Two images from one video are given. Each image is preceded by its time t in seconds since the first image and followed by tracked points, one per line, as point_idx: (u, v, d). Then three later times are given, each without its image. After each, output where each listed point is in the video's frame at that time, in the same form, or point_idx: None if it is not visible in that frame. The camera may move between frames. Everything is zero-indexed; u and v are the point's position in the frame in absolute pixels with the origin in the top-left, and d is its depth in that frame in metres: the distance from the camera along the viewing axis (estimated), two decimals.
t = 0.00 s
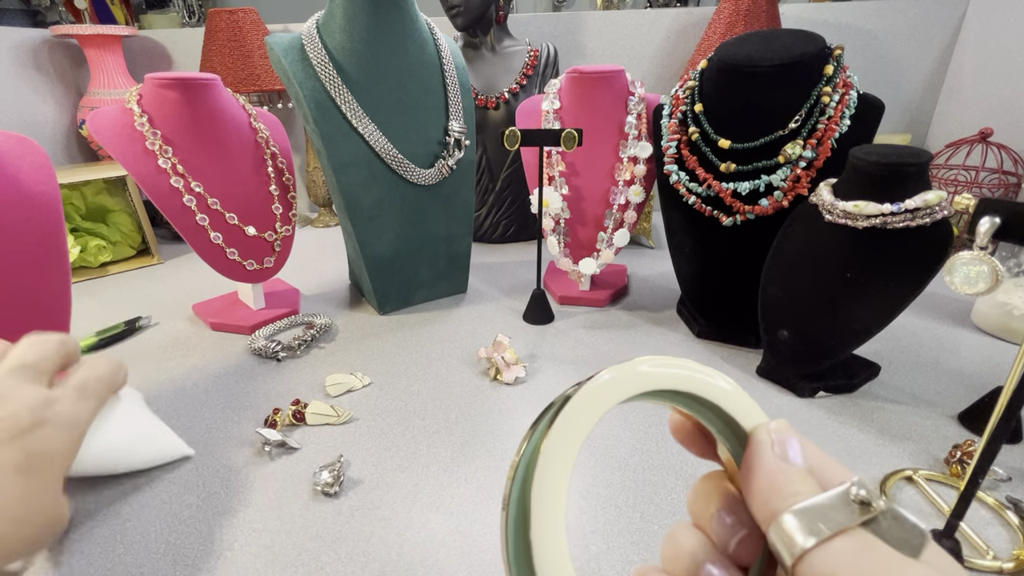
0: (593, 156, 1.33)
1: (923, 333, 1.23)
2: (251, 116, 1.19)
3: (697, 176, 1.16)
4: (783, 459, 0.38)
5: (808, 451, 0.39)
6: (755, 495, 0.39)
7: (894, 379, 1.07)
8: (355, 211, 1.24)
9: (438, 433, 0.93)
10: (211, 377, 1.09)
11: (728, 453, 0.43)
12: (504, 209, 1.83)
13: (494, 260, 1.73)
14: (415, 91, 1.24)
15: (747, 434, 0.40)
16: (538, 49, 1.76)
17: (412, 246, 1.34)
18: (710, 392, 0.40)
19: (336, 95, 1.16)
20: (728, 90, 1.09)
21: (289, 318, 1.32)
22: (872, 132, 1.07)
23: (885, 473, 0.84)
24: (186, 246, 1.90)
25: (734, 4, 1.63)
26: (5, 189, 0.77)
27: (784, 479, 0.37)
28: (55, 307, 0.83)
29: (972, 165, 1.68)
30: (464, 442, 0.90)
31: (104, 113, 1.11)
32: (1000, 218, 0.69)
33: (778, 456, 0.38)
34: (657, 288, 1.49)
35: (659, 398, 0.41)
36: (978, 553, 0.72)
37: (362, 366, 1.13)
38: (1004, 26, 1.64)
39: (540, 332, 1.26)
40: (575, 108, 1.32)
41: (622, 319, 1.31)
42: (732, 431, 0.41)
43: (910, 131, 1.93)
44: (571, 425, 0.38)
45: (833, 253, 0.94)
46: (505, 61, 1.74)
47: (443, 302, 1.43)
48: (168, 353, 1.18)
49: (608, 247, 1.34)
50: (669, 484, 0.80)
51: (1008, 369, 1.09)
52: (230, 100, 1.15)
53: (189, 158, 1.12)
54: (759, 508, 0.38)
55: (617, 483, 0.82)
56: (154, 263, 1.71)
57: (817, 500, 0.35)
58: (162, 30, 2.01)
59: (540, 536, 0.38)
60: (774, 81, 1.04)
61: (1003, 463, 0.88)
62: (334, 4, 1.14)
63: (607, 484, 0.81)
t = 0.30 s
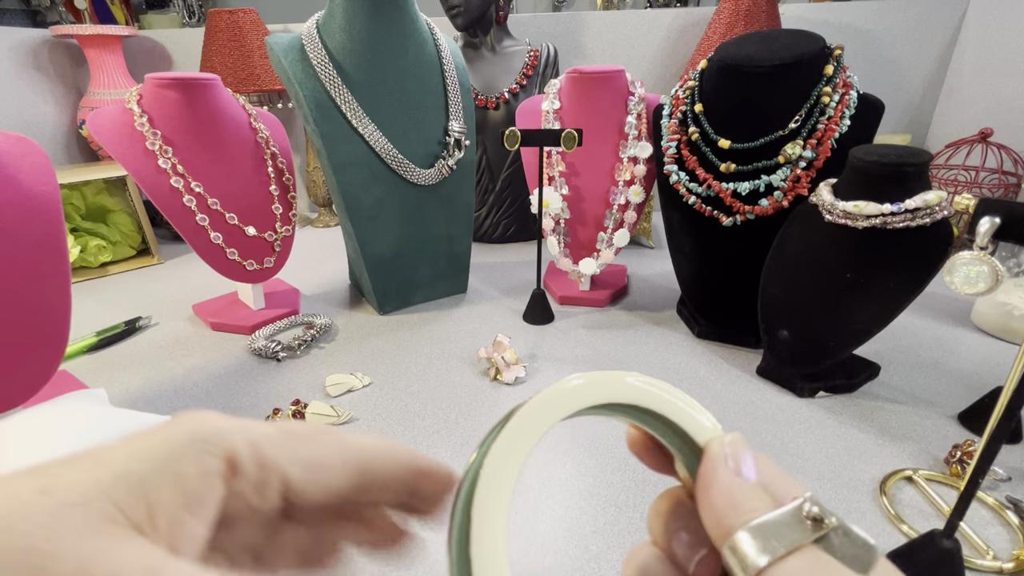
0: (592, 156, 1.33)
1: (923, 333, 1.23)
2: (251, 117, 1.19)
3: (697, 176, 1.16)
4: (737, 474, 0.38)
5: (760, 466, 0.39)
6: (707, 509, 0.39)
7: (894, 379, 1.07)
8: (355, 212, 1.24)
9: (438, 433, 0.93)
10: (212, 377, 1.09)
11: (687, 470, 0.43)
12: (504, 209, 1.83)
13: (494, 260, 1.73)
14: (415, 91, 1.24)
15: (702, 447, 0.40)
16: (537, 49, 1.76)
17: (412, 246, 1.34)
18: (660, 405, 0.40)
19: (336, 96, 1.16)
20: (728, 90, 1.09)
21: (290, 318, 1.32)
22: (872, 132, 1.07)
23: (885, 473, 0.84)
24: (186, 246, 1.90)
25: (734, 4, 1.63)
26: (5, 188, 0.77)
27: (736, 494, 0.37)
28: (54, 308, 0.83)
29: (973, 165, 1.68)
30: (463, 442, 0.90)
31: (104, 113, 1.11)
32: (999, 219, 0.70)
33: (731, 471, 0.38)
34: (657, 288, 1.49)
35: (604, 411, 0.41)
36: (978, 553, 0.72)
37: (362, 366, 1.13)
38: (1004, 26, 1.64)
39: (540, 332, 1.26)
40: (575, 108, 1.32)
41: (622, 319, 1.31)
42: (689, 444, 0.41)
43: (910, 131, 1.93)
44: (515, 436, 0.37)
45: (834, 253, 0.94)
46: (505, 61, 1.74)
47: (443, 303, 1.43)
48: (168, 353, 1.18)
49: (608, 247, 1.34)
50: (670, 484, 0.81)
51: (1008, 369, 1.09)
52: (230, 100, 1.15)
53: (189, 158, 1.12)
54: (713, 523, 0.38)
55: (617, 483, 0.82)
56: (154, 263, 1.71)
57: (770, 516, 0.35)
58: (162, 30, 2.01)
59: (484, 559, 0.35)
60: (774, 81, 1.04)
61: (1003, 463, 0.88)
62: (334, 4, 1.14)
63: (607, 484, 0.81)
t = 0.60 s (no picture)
0: (593, 156, 1.33)
1: (923, 333, 1.23)
2: (251, 116, 1.19)
3: (697, 176, 1.16)
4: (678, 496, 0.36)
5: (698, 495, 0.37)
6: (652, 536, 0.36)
7: (894, 379, 1.07)
8: (355, 211, 1.24)
9: (437, 433, 0.93)
10: (211, 377, 1.09)
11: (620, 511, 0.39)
12: (504, 208, 1.83)
13: (494, 260, 1.73)
14: (415, 91, 1.24)
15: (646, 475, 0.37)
16: (538, 49, 1.75)
17: (412, 246, 1.34)
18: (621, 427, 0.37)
19: (336, 95, 1.16)
20: (728, 90, 1.09)
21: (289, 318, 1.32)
22: (872, 132, 1.07)
23: (885, 473, 0.84)
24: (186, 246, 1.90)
25: (734, 4, 1.63)
26: (4, 188, 0.77)
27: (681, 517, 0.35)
28: (54, 307, 0.83)
29: (973, 165, 1.68)
30: (463, 442, 0.90)
31: (104, 113, 1.11)
32: (999, 219, 0.70)
33: (674, 493, 0.36)
34: (657, 288, 1.49)
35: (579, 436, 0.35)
36: (978, 553, 0.72)
37: (361, 366, 1.13)
38: (1004, 26, 1.64)
39: (540, 332, 1.26)
40: (575, 108, 1.32)
41: (622, 319, 1.31)
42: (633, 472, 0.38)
43: (910, 131, 1.93)
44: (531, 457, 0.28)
45: (834, 254, 0.94)
46: (505, 61, 1.74)
47: (443, 302, 1.43)
48: (168, 353, 1.18)
49: (608, 247, 1.34)
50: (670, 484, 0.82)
51: (1008, 369, 1.09)
52: (230, 100, 1.15)
53: (189, 158, 1.12)
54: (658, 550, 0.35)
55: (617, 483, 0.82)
56: (154, 263, 1.71)
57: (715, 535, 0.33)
58: (162, 30, 2.01)
59: None
60: (774, 81, 1.05)
61: (1003, 463, 0.88)
62: (334, 4, 1.14)
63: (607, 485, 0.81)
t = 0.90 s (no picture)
0: (593, 156, 1.33)
1: (923, 333, 1.23)
2: (251, 117, 1.19)
3: (697, 176, 1.16)
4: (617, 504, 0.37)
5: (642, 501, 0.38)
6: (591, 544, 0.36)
7: (894, 379, 1.07)
8: (355, 212, 1.24)
9: (438, 433, 0.93)
10: (211, 377, 1.09)
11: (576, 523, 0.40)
12: (504, 209, 1.83)
13: (494, 260, 1.73)
14: (415, 92, 1.24)
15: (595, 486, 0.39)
16: (537, 49, 1.75)
17: (412, 246, 1.34)
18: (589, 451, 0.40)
19: (336, 95, 1.16)
20: (728, 90, 1.09)
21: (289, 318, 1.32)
22: (872, 132, 1.07)
23: (885, 473, 0.84)
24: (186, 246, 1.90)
25: (734, 4, 1.63)
26: (4, 189, 0.77)
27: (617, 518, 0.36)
28: (53, 309, 0.82)
29: (973, 165, 1.68)
30: (463, 443, 0.90)
31: (104, 113, 1.11)
32: (999, 219, 0.70)
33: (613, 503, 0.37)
34: (657, 288, 1.49)
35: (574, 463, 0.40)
36: (978, 553, 0.72)
37: (361, 366, 1.13)
38: (1004, 26, 1.64)
39: (540, 332, 1.26)
40: (575, 108, 1.32)
41: (622, 319, 1.31)
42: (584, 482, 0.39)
43: (910, 130, 1.93)
44: (548, 516, 0.32)
45: (834, 254, 0.94)
46: (505, 61, 1.74)
47: (443, 302, 1.43)
48: (168, 353, 1.18)
49: (608, 247, 1.34)
50: (670, 484, 0.82)
51: (1008, 369, 1.09)
52: (230, 100, 1.15)
53: (189, 158, 1.12)
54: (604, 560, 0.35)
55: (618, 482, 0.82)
56: (154, 263, 1.71)
57: (660, 545, 0.32)
58: (162, 30, 2.01)
59: None
60: (775, 81, 1.04)
61: (1003, 463, 0.88)
62: (334, 4, 1.14)
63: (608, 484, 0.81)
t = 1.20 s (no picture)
0: (593, 156, 1.33)
1: (923, 333, 1.23)
2: (251, 116, 1.19)
3: (697, 176, 1.16)
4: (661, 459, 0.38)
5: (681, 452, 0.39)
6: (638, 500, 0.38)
7: (894, 379, 1.07)
8: (355, 211, 1.24)
9: (438, 433, 0.93)
10: (211, 376, 1.09)
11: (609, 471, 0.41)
12: (504, 209, 1.83)
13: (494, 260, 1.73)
14: (415, 92, 1.24)
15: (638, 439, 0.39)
16: (537, 49, 1.75)
17: (412, 246, 1.34)
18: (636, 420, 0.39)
19: (336, 95, 1.16)
20: (728, 90, 1.09)
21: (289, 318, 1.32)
22: (872, 133, 1.07)
23: (885, 473, 0.84)
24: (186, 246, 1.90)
25: (734, 4, 1.63)
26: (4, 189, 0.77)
27: (668, 487, 0.37)
28: (53, 309, 0.82)
29: (972, 165, 1.68)
30: (463, 443, 0.90)
31: (104, 113, 1.11)
32: (999, 218, 0.70)
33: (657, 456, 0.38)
34: (657, 288, 1.49)
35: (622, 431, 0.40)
36: (978, 553, 0.72)
37: (361, 366, 1.13)
38: (1004, 26, 1.64)
39: (540, 332, 1.26)
40: (575, 108, 1.32)
41: (622, 319, 1.31)
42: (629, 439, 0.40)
43: (910, 131, 1.93)
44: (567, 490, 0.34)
45: (834, 253, 0.94)
46: (504, 61, 1.74)
47: (443, 302, 1.43)
48: (168, 353, 1.18)
49: (607, 247, 1.34)
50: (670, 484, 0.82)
51: (1008, 369, 1.09)
52: (230, 100, 1.15)
53: (189, 158, 1.12)
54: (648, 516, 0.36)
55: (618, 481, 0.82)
56: (154, 263, 1.71)
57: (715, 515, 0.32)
58: (162, 30, 2.01)
59: None
60: (774, 81, 1.05)
61: (1003, 463, 0.88)
62: (334, 4, 1.14)
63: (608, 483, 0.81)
